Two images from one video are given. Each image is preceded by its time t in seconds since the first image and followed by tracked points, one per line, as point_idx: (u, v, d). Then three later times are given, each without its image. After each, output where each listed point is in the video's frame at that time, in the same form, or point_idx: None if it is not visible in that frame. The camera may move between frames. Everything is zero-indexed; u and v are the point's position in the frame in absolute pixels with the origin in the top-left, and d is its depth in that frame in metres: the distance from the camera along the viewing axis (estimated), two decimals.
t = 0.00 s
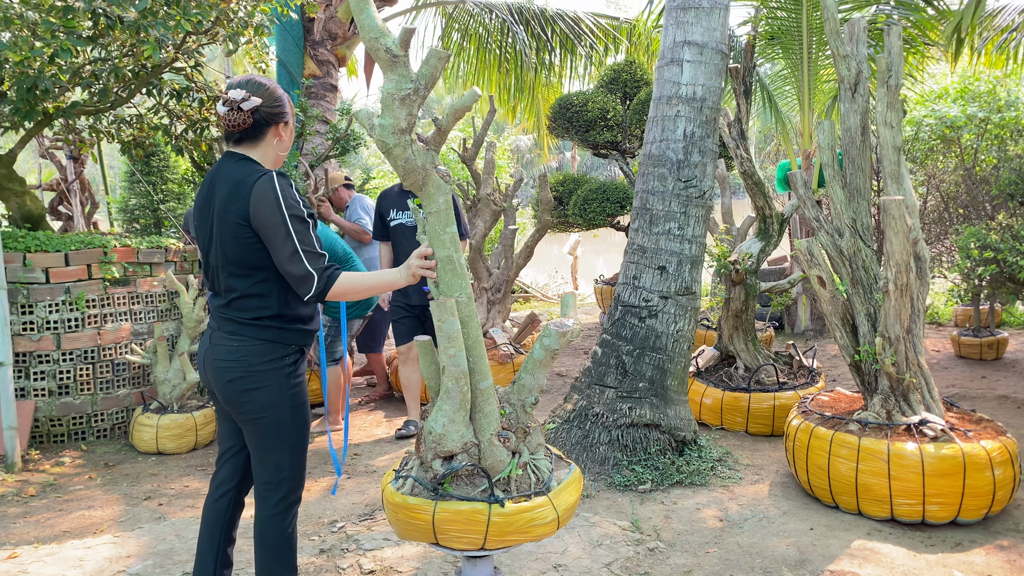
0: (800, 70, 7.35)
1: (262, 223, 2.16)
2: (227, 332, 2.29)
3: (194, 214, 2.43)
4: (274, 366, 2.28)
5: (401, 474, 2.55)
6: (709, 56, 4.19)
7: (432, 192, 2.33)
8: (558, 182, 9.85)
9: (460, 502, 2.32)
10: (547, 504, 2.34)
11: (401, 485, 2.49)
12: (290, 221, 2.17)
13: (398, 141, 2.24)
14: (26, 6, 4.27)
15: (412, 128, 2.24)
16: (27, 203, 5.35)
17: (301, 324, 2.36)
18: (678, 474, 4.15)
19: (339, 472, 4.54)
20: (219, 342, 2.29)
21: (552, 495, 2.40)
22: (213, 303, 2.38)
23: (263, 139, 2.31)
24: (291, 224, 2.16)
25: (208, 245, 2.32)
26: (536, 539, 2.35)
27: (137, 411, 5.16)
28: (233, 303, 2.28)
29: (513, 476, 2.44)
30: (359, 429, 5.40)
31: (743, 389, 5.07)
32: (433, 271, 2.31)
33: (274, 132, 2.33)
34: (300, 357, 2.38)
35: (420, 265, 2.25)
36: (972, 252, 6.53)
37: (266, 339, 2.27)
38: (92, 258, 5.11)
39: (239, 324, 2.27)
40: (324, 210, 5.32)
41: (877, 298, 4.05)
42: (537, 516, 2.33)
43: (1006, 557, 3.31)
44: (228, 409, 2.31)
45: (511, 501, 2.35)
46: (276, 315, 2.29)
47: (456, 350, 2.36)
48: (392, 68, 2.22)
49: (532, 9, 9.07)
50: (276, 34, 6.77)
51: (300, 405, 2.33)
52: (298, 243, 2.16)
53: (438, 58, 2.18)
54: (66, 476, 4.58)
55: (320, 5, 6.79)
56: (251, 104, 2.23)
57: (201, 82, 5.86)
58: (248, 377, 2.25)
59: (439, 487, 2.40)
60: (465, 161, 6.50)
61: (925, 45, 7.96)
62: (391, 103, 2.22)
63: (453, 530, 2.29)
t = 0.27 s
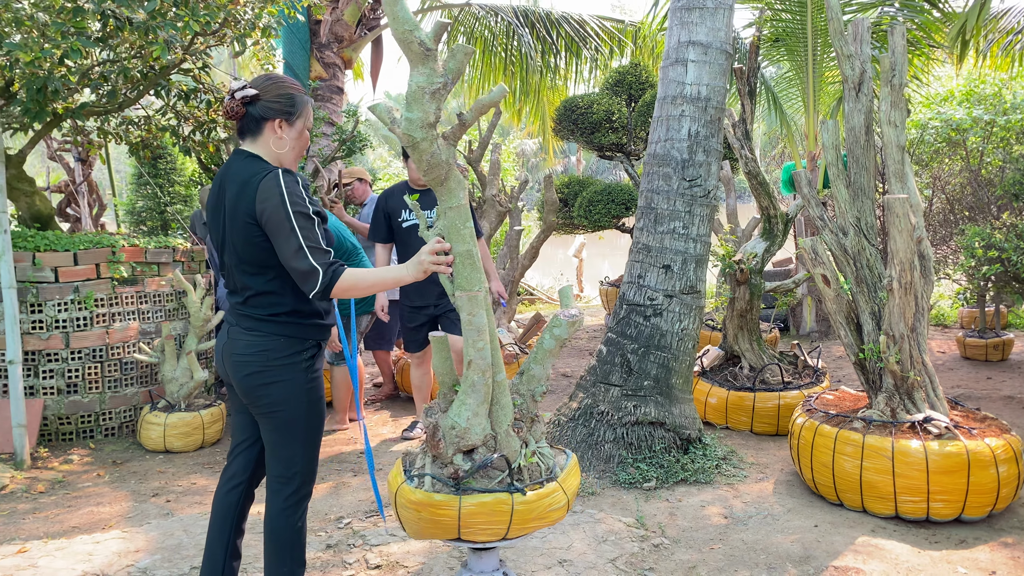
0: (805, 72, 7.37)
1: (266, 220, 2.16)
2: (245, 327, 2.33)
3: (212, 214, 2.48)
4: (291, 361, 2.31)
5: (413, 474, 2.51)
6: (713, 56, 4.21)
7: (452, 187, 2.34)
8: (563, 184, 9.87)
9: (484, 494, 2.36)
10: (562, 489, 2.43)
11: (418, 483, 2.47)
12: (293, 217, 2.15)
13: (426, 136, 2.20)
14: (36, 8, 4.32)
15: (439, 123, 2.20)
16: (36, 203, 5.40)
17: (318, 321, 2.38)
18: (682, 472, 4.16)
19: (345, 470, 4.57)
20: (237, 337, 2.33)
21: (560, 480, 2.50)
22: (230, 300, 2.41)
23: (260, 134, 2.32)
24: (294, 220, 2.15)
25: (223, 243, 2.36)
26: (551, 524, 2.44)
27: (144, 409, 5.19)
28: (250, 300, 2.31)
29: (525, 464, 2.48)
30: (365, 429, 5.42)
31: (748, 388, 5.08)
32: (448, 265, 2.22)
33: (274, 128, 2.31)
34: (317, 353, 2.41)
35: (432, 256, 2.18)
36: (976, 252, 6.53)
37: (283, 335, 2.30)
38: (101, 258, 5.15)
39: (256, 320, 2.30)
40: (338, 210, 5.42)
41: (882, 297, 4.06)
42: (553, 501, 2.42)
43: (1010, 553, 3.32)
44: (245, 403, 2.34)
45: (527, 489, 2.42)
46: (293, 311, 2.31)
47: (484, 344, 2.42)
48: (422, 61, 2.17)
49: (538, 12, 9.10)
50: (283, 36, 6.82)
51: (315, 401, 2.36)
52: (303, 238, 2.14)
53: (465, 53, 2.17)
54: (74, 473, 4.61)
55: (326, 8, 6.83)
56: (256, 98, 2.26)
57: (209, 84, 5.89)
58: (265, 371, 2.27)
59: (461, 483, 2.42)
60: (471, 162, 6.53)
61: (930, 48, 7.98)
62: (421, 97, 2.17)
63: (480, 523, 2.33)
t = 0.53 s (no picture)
0: (808, 76, 7.38)
1: (275, 222, 2.17)
2: (258, 328, 2.34)
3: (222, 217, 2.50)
4: (303, 362, 2.33)
5: (435, 480, 2.48)
6: (717, 59, 4.22)
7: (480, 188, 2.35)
8: (567, 188, 9.89)
9: (509, 490, 2.42)
10: (567, 477, 2.54)
11: (447, 487, 2.45)
12: (301, 219, 2.16)
13: (466, 136, 2.23)
14: (44, 12, 4.35)
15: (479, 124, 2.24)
16: (43, 206, 5.43)
17: (329, 322, 2.40)
18: (686, 473, 4.17)
19: (350, 472, 4.58)
20: (250, 338, 2.34)
21: (562, 474, 2.58)
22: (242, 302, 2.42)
23: (268, 136, 2.34)
24: (302, 221, 2.15)
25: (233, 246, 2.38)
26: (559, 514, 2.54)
27: (150, 411, 5.22)
28: (262, 301, 2.33)
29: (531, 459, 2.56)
30: (369, 431, 5.44)
31: (752, 391, 5.09)
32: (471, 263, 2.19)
33: (280, 130, 2.33)
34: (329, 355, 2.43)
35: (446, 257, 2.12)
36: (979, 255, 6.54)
37: (296, 336, 2.32)
38: (107, 260, 5.16)
39: (269, 321, 2.31)
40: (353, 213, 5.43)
41: (886, 299, 4.07)
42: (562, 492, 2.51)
43: (1014, 555, 3.33)
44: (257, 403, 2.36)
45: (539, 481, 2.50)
46: (305, 312, 2.33)
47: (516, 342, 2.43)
48: (466, 62, 2.20)
49: (542, 17, 9.10)
50: (288, 40, 6.85)
51: (326, 401, 2.38)
52: (311, 240, 2.15)
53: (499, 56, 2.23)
54: (80, 475, 4.63)
55: (332, 12, 6.87)
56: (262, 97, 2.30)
57: (215, 87, 5.91)
58: (278, 371, 2.29)
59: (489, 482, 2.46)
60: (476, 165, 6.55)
61: (934, 52, 7.99)
62: (464, 97, 2.20)
63: (512, 520, 2.38)
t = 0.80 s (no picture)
0: (811, 80, 7.38)
1: (291, 229, 2.15)
2: (263, 332, 2.33)
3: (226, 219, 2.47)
4: (309, 366, 2.33)
5: (465, 489, 2.44)
6: (718, 63, 4.23)
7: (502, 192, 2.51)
8: (569, 192, 9.88)
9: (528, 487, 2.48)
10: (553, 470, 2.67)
11: (482, 493, 2.44)
12: (319, 226, 2.15)
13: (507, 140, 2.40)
14: (47, 16, 4.36)
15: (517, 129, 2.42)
16: (46, 209, 5.44)
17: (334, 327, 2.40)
18: (687, 477, 4.16)
19: (351, 476, 4.58)
20: (255, 342, 2.33)
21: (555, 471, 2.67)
22: (246, 305, 2.41)
23: (295, 142, 2.37)
24: (321, 228, 2.14)
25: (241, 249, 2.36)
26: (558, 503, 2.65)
27: (152, 415, 5.22)
28: (270, 306, 2.31)
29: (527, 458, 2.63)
30: (371, 434, 5.43)
31: (753, 395, 5.08)
32: (492, 271, 2.21)
33: (308, 136, 2.38)
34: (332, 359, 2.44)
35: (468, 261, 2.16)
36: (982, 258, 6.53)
37: (304, 341, 2.32)
38: (109, 264, 5.17)
39: (276, 326, 2.31)
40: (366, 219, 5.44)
41: (887, 302, 4.06)
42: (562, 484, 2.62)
43: (1016, 559, 3.31)
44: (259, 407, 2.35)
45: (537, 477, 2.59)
46: (313, 317, 2.33)
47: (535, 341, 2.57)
48: (511, 66, 2.37)
49: (544, 21, 9.09)
50: (290, 45, 6.87)
51: (329, 406, 2.39)
52: (328, 245, 2.13)
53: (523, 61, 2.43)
54: (82, 478, 4.63)
55: (334, 16, 6.88)
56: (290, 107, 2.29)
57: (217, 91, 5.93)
58: (284, 375, 2.29)
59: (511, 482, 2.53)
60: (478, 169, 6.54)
61: (936, 56, 7.98)
62: (508, 100, 2.38)
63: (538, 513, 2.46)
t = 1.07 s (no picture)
0: (811, 84, 7.38)
1: (317, 238, 2.17)
2: (271, 339, 2.32)
3: (232, 218, 2.43)
4: (316, 375, 2.34)
5: (498, 494, 2.46)
6: (718, 68, 4.23)
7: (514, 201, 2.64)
8: (570, 196, 9.89)
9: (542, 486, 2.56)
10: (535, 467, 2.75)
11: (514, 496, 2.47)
12: (345, 237, 2.17)
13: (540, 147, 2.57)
14: (48, 22, 4.37)
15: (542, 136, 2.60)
16: (47, 214, 5.45)
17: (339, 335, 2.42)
18: (688, 482, 4.16)
19: (352, 480, 4.58)
20: (262, 347, 2.31)
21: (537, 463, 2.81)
22: (251, 310, 2.38)
23: (312, 148, 2.36)
24: (347, 239, 2.16)
25: (252, 253, 2.33)
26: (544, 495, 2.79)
27: (153, 419, 5.22)
28: (281, 313, 2.30)
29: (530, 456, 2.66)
30: (372, 439, 5.43)
31: (754, 400, 5.08)
32: (509, 277, 2.26)
33: (325, 143, 2.39)
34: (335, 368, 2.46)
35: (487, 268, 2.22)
36: (983, 262, 6.53)
37: (313, 350, 2.33)
38: (110, 268, 5.19)
39: (286, 333, 2.30)
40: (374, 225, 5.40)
41: (888, 307, 4.07)
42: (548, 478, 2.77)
43: (1018, 565, 3.31)
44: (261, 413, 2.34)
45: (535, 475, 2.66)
46: (322, 326, 2.34)
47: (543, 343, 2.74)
48: (550, 77, 2.55)
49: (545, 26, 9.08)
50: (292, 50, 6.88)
51: (331, 414, 2.40)
52: (352, 257, 2.16)
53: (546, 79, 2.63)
54: (82, 483, 4.63)
55: (335, 21, 6.90)
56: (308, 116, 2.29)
57: (219, 96, 5.94)
58: (292, 384, 2.29)
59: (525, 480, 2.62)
60: (479, 174, 6.54)
61: (937, 60, 7.99)
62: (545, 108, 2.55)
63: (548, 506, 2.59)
